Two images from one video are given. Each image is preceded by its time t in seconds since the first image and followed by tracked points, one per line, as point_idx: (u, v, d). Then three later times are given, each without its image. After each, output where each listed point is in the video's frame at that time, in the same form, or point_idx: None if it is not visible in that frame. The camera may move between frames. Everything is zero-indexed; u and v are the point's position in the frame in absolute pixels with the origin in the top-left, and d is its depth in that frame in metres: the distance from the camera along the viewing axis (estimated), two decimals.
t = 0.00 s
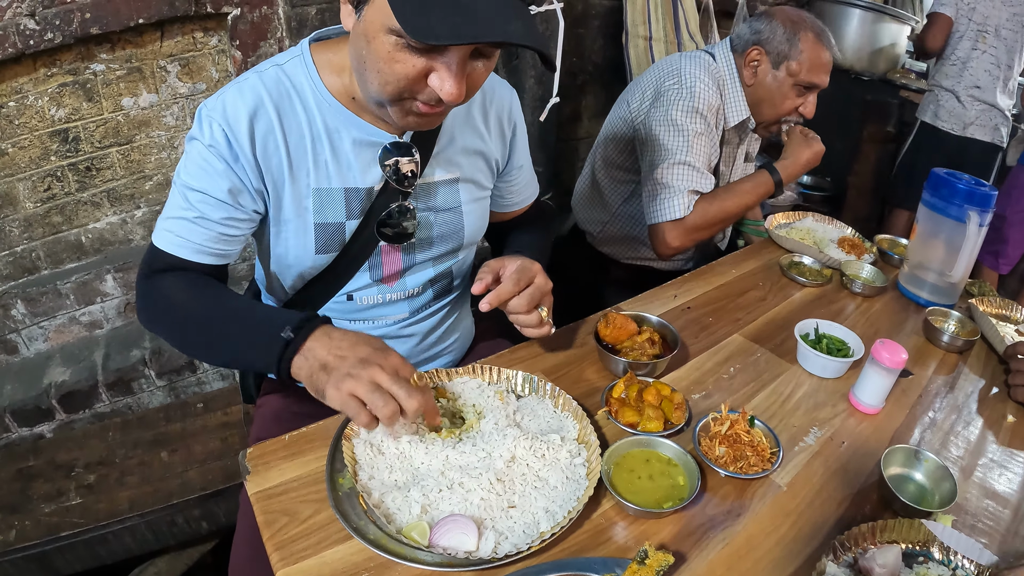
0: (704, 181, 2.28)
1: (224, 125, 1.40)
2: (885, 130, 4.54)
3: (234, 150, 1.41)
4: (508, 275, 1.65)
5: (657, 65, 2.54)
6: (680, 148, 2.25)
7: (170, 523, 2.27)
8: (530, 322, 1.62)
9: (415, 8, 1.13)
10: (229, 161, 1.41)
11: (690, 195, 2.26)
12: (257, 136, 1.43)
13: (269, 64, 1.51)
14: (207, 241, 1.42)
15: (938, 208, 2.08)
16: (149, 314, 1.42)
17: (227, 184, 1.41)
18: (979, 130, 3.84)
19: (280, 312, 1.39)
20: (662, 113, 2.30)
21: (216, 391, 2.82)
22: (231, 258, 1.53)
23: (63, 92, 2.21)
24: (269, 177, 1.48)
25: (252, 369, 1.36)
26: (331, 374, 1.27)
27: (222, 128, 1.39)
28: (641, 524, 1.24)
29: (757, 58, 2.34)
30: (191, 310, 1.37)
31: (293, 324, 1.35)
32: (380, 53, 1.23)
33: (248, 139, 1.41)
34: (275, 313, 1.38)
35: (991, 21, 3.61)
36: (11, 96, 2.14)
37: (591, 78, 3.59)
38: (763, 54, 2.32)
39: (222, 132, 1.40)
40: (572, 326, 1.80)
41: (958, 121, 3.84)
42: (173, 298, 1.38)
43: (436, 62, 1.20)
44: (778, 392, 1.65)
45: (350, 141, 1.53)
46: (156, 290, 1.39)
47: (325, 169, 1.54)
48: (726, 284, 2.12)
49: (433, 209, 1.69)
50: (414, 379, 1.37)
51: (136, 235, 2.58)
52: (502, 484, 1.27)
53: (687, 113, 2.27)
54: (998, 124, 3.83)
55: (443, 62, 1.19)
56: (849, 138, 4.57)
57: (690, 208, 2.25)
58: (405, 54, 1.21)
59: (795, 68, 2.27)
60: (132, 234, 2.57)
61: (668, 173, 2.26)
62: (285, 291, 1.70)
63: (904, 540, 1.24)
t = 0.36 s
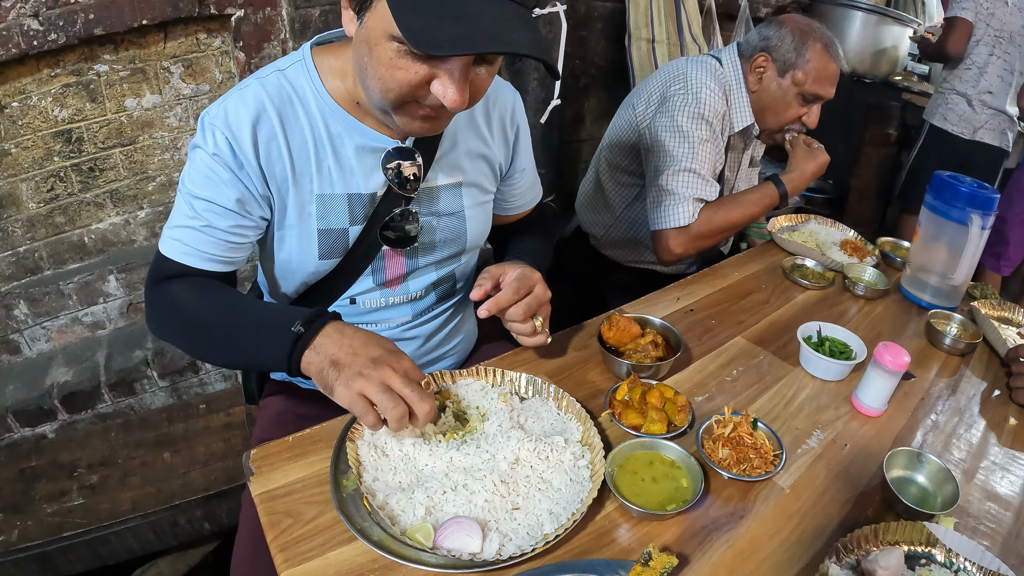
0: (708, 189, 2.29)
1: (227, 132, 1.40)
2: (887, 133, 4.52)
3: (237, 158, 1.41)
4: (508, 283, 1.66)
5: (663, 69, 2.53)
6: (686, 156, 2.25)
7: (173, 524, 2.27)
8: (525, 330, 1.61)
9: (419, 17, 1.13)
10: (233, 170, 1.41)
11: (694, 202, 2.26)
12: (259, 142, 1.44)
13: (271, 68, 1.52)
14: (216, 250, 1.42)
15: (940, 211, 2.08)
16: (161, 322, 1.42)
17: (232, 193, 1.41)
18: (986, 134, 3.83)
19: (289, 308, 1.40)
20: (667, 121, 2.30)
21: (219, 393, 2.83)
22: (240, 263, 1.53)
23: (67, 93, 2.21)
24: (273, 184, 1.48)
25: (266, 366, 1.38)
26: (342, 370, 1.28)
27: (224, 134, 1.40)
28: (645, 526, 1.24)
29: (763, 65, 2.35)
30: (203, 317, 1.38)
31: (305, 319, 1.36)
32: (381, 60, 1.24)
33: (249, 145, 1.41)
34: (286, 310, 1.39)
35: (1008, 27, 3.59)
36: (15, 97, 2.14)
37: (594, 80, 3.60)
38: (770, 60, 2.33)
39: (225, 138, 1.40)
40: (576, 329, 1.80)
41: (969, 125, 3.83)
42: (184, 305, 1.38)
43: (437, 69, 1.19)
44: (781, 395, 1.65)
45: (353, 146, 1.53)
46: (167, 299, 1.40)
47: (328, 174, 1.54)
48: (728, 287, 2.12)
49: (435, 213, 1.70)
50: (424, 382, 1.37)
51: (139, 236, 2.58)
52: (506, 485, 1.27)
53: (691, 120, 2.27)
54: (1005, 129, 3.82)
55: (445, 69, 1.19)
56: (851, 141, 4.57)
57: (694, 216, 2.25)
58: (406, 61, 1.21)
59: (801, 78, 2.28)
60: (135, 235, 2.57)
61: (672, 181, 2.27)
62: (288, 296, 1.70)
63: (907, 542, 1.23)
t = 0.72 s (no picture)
0: (708, 194, 2.30)
1: (231, 135, 1.41)
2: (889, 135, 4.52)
3: (242, 161, 1.42)
4: (512, 295, 1.66)
5: (665, 72, 2.53)
6: (685, 160, 2.25)
7: (175, 524, 2.28)
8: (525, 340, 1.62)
9: (427, 28, 1.14)
10: (237, 172, 1.42)
11: (696, 207, 2.27)
12: (263, 145, 1.44)
13: (274, 71, 1.52)
14: (221, 253, 1.43)
15: (941, 213, 2.08)
16: (166, 325, 1.43)
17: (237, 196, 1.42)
18: (972, 134, 3.85)
19: (294, 316, 1.40)
20: (669, 124, 2.31)
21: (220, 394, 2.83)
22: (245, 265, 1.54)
23: (69, 94, 2.22)
24: (278, 188, 1.49)
25: (269, 372, 1.37)
26: (347, 382, 1.27)
27: (228, 137, 1.40)
28: (646, 527, 1.24)
29: (766, 71, 2.34)
30: (208, 322, 1.38)
31: (310, 327, 1.36)
32: (386, 67, 1.24)
33: (254, 148, 1.42)
34: (292, 318, 1.40)
35: (985, 27, 3.62)
36: (18, 97, 2.15)
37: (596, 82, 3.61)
38: (773, 66, 2.33)
39: (229, 142, 1.40)
40: (577, 331, 1.81)
41: (951, 124, 3.91)
42: (188, 308, 1.39)
43: (443, 76, 1.20)
44: (782, 397, 1.65)
45: (356, 150, 1.54)
46: (172, 300, 1.40)
47: (331, 177, 1.55)
48: (730, 289, 2.13)
49: (438, 215, 1.71)
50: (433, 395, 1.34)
51: (142, 237, 2.59)
52: (508, 486, 1.28)
53: (692, 124, 2.28)
54: (994, 129, 3.77)
55: (450, 77, 1.19)
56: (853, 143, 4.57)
57: (695, 221, 2.26)
58: (411, 69, 1.21)
59: (804, 86, 2.28)
60: (137, 235, 2.58)
61: (672, 185, 2.27)
62: (292, 298, 1.71)
63: (907, 544, 1.24)
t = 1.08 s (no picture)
0: (711, 199, 2.30)
1: (233, 133, 1.41)
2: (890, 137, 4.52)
3: (241, 157, 1.42)
4: (516, 301, 1.66)
5: (668, 75, 2.53)
6: (689, 165, 2.26)
7: (175, 524, 2.28)
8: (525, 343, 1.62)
9: (436, 22, 1.14)
10: (236, 169, 1.42)
11: (698, 212, 2.28)
12: (264, 144, 1.44)
13: (278, 69, 1.52)
14: (216, 247, 1.43)
15: (942, 215, 2.08)
16: (163, 316, 1.43)
17: (234, 191, 1.42)
18: (955, 135, 3.87)
19: (280, 292, 1.40)
20: (672, 127, 2.30)
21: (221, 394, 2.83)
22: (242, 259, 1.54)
23: (71, 94, 2.22)
24: (278, 186, 1.49)
25: (265, 354, 1.38)
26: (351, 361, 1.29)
27: (228, 135, 1.40)
28: (646, 528, 1.24)
29: (770, 77, 2.35)
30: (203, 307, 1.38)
31: (296, 303, 1.36)
32: (394, 64, 1.24)
33: (254, 146, 1.42)
34: (281, 294, 1.40)
35: (966, 28, 3.67)
36: (19, 97, 2.15)
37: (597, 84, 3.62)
38: (777, 73, 2.33)
39: (229, 139, 1.41)
40: (578, 332, 1.81)
41: (934, 122, 3.94)
42: (182, 295, 1.39)
43: (452, 76, 1.21)
44: (783, 399, 1.65)
45: (359, 151, 1.54)
46: (167, 290, 1.41)
47: (333, 175, 1.55)
48: (730, 291, 2.13)
49: (438, 217, 1.71)
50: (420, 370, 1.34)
51: (143, 237, 2.59)
52: (507, 487, 1.28)
53: (695, 128, 2.27)
54: (977, 132, 3.78)
55: (459, 76, 1.20)
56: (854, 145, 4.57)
57: (699, 226, 2.26)
58: (421, 68, 1.22)
59: (807, 93, 2.29)
60: (137, 236, 2.58)
61: (675, 190, 2.28)
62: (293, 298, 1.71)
63: (909, 546, 1.24)
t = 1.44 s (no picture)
0: (712, 203, 2.30)
1: (239, 136, 1.41)
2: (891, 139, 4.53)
3: (251, 161, 1.43)
4: (516, 296, 1.67)
5: (671, 79, 2.54)
6: (688, 169, 2.26)
7: (175, 525, 2.28)
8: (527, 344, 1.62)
9: (441, 13, 1.14)
10: (247, 173, 1.42)
11: (695, 215, 2.27)
12: (271, 147, 1.44)
13: (280, 72, 1.53)
14: (235, 258, 1.43)
15: (943, 218, 2.08)
16: (185, 332, 1.42)
17: (246, 197, 1.42)
18: (953, 135, 3.86)
19: (318, 317, 1.40)
20: (673, 130, 2.31)
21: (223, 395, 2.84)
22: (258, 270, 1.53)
23: (73, 95, 2.23)
24: (286, 189, 1.49)
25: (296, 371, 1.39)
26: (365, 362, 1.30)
27: (236, 139, 1.41)
28: (645, 531, 1.24)
29: (772, 81, 2.35)
30: (234, 327, 1.39)
31: (338, 324, 1.37)
32: (397, 60, 1.25)
33: (262, 149, 1.42)
34: (321, 316, 1.41)
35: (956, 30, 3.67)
36: (21, 99, 2.16)
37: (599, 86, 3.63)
38: (778, 77, 2.33)
39: (237, 144, 1.41)
40: (578, 335, 1.81)
41: (930, 122, 3.94)
42: (209, 314, 1.39)
43: (456, 67, 1.22)
44: (783, 402, 1.65)
45: (362, 152, 1.55)
46: (190, 307, 1.40)
47: (337, 178, 1.55)
48: (732, 293, 2.13)
49: (441, 218, 1.71)
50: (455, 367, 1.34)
51: (144, 238, 2.60)
52: (508, 490, 1.28)
53: (696, 131, 2.27)
54: (974, 131, 3.78)
55: (462, 68, 1.21)
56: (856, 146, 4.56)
57: (695, 229, 2.26)
58: (424, 60, 1.22)
59: (810, 97, 2.27)
60: (138, 237, 2.58)
61: (673, 193, 2.28)
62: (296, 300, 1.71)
63: (909, 550, 1.23)
